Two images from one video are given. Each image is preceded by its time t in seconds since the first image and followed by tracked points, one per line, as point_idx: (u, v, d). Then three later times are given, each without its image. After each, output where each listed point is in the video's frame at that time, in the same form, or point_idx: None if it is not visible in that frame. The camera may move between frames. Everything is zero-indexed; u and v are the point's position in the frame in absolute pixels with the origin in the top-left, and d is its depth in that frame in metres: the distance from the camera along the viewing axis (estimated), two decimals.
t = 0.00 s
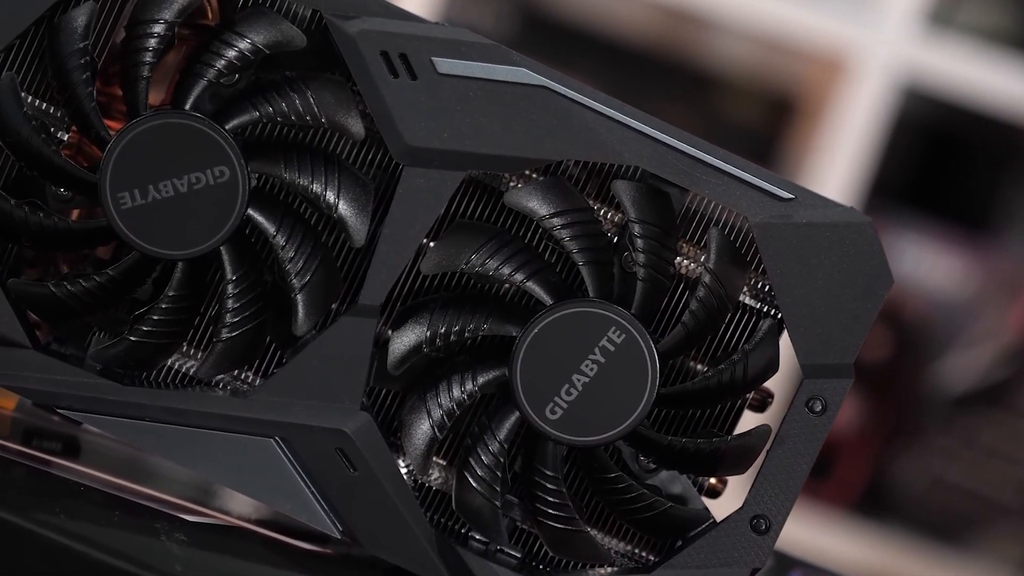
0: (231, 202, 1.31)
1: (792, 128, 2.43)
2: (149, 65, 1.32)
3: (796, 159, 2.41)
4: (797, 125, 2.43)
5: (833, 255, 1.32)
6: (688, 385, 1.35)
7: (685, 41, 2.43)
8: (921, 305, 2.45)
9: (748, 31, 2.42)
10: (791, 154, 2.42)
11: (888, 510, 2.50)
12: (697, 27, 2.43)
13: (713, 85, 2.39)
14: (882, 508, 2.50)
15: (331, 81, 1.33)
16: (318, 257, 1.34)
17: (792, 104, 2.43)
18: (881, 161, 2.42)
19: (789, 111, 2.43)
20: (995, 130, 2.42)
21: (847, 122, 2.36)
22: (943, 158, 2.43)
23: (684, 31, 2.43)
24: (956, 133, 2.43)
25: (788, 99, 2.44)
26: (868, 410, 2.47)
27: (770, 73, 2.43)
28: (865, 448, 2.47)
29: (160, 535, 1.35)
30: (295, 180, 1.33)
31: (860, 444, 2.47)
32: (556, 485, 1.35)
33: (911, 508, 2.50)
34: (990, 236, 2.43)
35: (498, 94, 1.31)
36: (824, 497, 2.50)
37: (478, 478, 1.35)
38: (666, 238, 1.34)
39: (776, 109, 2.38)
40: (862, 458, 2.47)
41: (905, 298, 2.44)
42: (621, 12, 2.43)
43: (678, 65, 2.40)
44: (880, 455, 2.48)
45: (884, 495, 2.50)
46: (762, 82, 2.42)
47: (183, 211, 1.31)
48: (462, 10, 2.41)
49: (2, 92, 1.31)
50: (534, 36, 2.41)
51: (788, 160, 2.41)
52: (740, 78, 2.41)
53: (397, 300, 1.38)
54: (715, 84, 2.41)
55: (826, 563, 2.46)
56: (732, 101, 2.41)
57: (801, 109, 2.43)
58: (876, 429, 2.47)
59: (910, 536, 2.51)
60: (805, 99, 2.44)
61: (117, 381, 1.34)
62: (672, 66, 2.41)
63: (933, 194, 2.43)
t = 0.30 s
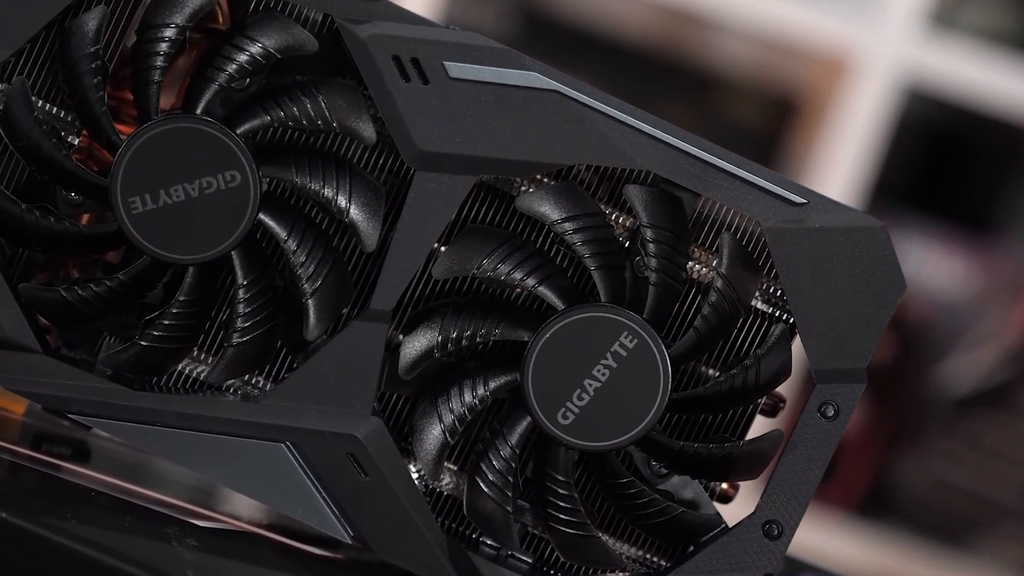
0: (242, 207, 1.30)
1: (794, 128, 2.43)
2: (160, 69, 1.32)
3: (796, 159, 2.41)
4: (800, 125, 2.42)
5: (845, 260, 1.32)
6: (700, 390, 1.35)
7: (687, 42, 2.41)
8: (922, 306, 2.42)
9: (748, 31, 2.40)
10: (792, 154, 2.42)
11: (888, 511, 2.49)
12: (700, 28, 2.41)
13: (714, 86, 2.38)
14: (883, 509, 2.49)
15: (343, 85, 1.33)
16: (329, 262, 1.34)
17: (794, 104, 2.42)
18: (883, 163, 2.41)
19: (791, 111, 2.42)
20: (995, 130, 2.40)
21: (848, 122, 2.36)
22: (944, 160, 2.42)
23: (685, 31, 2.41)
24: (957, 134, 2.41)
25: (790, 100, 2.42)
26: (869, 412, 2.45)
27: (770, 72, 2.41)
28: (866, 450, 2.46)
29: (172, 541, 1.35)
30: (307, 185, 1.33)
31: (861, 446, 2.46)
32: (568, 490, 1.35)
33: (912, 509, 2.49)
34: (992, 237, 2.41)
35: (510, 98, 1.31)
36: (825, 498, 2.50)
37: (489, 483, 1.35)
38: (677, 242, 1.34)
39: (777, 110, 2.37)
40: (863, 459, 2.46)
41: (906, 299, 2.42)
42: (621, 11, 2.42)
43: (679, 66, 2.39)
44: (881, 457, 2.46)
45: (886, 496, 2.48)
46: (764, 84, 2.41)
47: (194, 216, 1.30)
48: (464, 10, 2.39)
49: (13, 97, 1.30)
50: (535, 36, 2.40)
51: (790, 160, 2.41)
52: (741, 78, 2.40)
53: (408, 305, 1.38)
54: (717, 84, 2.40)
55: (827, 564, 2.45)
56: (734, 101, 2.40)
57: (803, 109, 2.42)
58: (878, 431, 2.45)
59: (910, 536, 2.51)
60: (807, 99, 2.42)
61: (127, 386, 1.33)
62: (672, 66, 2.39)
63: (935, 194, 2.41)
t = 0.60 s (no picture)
0: (252, 210, 1.30)
1: (796, 130, 2.23)
2: (169, 73, 1.31)
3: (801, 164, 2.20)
4: (803, 127, 2.22)
5: (856, 264, 1.32)
6: (711, 394, 1.35)
7: (686, 42, 2.23)
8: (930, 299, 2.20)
9: (748, 31, 2.22)
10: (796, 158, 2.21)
11: (894, 514, 2.29)
12: (698, 26, 2.23)
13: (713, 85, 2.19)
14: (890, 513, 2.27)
15: (352, 89, 1.32)
16: (339, 266, 1.33)
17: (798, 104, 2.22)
18: (884, 163, 2.21)
19: (794, 113, 2.22)
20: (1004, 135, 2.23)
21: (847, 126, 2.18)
22: (948, 155, 2.22)
23: (682, 29, 2.23)
24: (959, 134, 2.22)
25: (792, 100, 2.23)
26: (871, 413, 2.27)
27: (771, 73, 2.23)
28: (869, 450, 2.28)
29: (182, 546, 1.36)
30: (317, 189, 1.32)
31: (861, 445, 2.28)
32: (578, 494, 1.35)
33: (916, 511, 2.29)
34: (993, 233, 2.23)
35: (521, 102, 1.31)
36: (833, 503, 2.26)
37: (499, 487, 1.34)
38: (688, 246, 1.34)
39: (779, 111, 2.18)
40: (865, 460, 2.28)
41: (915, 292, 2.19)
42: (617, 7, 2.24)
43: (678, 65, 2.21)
44: (883, 457, 2.28)
45: (889, 499, 2.29)
46: (765, 84, 2.22)
47: (204, 220, 1.30)
48: (465, 11, 2.24)
49: (22, 100, 1.30)
50: (537, 40, 2.22)
51: (794, 165, 2.20)
52: (741, 79, 2.22)
53: (417, 309, 1.37)
54: (717, 84, 2.22)
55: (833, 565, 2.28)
56: (733, 102, 2.22)
57: (806, 112, 2.23)
58: (880, 432, 2.28)
59: (916, 540, 2.30)
60: (811, 100, 2.22)
61: (137, 389, 1.33)
62: (671, 66, 2.22)
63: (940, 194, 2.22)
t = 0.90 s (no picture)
0: (262, 214, 1.30)
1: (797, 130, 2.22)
2: (179, 77, 1.31)
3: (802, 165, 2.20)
4: (804, 127, 2.21)
5: (867, 268, 1.31)
6: (722, 398, 1.35)
7: (686, 42, 2.21)
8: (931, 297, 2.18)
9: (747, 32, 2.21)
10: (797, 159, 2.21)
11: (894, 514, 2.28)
12: (699, 26, 2.21)
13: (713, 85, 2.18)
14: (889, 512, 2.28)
15: (362, 92, 1.32)
16: (349, 271, 1.33)
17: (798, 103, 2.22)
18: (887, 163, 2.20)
19: (795, 113, 2.21)
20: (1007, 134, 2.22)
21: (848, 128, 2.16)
22: (949, 156, 2.22)
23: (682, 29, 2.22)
24: (957, 132, 2.22)
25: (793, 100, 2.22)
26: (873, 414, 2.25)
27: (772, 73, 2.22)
28: (870, 451, 2.26)
29: (192, 550, 1.36)
30: (327, 193, 1.32)
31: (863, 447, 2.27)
32: (588, 499, 1.35)
33: (916, 511, 2.28)
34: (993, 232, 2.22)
35: (531, 106, 1.31)
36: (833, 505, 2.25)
37: (509, 491, 1.34)
38: (698, 250, 1.33)
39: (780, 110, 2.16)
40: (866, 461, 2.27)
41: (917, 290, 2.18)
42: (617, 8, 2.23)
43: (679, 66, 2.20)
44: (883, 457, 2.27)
45: (890, 498, 2.29)
46: (766, 84, 2.21)
47: (213, 224, 1.30)
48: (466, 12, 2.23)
49: (32, 104, 1.30)
50: (538, 40, 2.21)
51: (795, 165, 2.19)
52: (744, 79, 2.21)
53: (427, 314, 1.37)
54: (718, 84, 2.20)
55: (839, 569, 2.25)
56: (733, 103, 2.20)
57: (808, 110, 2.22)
58: (882, 433, 2.27)
59: (917, 542, 2.29)
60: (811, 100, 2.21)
61: (147, 394, 1.33)
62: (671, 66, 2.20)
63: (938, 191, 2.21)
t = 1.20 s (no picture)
0: (273, 219, 1.30)
1: (800, 130, 2.34)
2: (190, 81, 1.31)
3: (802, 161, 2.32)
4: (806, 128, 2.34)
5: (880, 273, 1.31)
6: (734, 403, 1.34)
7: (690, 44, 2.34)
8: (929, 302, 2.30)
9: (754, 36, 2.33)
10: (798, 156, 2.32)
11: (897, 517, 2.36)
12: (704, 28, 2.34)
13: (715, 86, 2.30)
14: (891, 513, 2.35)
15: (373, 97, 1.32)
16: (360, 276, 1.33)
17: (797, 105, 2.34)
18: (889, 165, 2.33)
19: (795, 114, 2.34)
20: (1011, 133, 2.33)
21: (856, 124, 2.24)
22: (953, 164, 2.35)
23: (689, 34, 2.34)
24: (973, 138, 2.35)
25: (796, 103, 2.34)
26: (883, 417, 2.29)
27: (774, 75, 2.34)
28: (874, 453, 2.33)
29: (203, 556, 1.36)
30: (338, 198, 1.32)
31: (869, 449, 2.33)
32: (600, 504, 1.34)
33: (920, 514, 2.35)
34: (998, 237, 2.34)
35: (543, 110, 1.31)
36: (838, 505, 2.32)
37: (520, 496, 1.34)
38: (710, 255, 1.33)
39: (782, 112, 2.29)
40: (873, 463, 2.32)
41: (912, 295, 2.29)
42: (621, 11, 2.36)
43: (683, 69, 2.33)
44: (888, 456, 2.32)
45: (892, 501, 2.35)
46: (767, 85, 2.33)
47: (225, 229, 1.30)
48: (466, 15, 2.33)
49: (43, 108, 1.30)
50: (540, 42, 2.34)
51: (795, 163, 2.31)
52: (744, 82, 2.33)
53: (439, 319, 1.37)
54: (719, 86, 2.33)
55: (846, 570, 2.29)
56: (738, 103, 2.33)
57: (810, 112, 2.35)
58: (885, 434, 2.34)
59: (921, 544, 2.37)
60: (814, 101, 2.34)
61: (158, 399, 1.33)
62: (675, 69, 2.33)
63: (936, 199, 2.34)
